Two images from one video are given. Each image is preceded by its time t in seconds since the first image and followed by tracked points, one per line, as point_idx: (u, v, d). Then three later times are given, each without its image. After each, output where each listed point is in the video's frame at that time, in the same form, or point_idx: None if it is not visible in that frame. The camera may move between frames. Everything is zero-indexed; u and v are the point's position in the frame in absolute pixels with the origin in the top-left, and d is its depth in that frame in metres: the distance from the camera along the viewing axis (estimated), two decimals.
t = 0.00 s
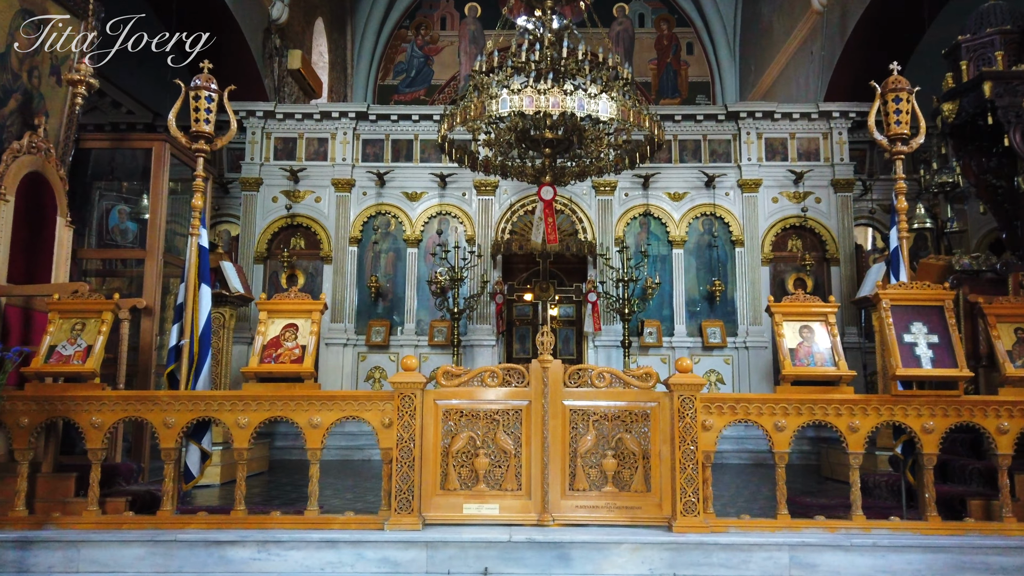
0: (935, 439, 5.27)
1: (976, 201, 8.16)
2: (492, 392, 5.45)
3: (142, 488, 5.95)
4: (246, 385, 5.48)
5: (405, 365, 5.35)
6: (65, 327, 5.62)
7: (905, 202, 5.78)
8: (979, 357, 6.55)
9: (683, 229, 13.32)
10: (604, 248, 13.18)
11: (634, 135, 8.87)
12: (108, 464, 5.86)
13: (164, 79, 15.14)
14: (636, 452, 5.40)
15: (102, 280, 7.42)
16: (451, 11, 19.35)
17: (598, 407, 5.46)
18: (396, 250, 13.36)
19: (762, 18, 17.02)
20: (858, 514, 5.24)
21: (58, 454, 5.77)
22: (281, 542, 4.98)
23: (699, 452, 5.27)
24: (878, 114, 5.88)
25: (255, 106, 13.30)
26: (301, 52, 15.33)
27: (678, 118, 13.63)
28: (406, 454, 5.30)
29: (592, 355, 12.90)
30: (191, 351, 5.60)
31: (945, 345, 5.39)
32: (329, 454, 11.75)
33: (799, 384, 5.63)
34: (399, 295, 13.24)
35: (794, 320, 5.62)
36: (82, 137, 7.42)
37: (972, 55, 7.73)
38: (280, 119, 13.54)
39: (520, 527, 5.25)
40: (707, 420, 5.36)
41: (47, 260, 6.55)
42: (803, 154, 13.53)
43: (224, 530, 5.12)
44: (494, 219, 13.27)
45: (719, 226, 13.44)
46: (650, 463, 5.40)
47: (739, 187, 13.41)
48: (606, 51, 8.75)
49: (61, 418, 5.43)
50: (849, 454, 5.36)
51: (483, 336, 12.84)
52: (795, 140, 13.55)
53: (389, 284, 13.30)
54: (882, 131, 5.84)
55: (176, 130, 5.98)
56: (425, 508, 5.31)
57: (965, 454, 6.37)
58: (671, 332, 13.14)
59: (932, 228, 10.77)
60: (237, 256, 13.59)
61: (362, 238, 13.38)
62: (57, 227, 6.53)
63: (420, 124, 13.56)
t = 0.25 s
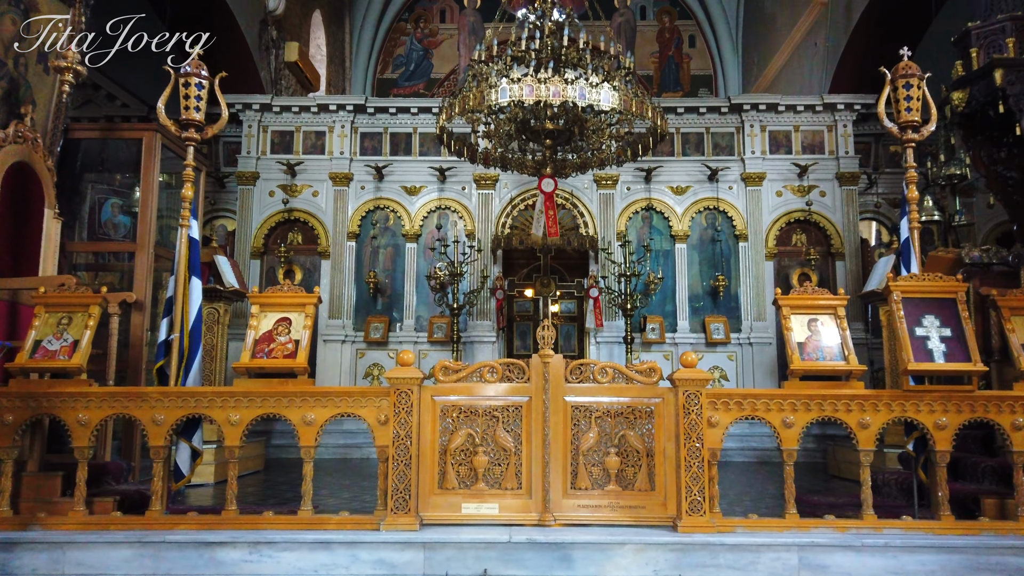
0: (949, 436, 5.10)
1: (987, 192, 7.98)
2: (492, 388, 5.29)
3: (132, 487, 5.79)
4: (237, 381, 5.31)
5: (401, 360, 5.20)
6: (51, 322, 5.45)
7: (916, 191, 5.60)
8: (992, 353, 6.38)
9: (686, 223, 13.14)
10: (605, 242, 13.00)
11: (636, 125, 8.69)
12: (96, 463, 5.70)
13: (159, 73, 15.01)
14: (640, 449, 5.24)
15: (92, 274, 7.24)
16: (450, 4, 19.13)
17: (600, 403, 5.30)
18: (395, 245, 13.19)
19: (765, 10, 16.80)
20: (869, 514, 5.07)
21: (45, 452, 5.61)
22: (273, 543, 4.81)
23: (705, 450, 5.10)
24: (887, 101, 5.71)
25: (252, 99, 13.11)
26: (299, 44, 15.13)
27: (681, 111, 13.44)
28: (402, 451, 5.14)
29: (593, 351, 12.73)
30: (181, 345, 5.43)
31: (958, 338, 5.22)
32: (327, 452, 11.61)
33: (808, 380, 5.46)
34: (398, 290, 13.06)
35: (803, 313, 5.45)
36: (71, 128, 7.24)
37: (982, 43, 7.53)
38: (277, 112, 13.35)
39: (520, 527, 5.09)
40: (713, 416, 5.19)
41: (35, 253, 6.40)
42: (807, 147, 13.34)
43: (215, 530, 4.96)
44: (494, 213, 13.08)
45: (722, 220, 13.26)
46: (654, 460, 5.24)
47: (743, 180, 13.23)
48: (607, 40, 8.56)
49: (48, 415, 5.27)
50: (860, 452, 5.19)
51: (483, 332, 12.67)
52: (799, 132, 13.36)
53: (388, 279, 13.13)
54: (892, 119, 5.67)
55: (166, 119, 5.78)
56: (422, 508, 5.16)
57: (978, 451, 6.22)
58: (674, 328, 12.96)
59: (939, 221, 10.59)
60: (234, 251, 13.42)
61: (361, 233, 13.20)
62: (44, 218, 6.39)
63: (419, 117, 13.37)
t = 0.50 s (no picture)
0: (962, 434, 4.94)
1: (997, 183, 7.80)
2: (491, 384, 5.13)
3: (120, 487, 5.62)
4: (228, 378, 5.14)
5: (397, 355, 5.03)
6: (35, 317, 5.28)
7: (928, 180, 5.43)
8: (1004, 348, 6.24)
9: (688, 218, 12.97)
10: (606, 237, 12.83)
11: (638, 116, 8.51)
12: (83, 463, 5.54)
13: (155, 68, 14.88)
14: (644, 448, 5.08)
15: (83, 268, 7.06)
16: None
17: (602, 399, 5.14)
18: (393, 240, 13.02)
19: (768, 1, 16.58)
20: (880, 514, 4.91)
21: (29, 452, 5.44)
22: (264, 545, 4.65)
23: (711, 448, 4.94)
24: (899, 88, 5.54)
25: (248, 92, 12.92)
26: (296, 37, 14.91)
27: (683, 104, 13.25)
28: (398, 450, 4.98)
29: (594, 347, 12.58)
30: (170, 341, 5.26)
31: (972, 333, 5.05)
32: (325, 449, 11.47)
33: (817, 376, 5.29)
34: (397, 286, 12.90)
35: (811, 307, 5.29)
36: (59, 117, 7.09)
37: (994, 29, 7.44)
38: (274, 106, 13.17)
39: (521, 528, 4.94)
40: (718, 413, 5.03)
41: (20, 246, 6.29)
42: (810, 140, 13.16)
43: (204, 532, 4.80)
44: (493, 208, 12.91)
45: (724, 214, 13.09)
46: (658, 459, 5.08)
47: (745, 174, 13.05)
48: (609, 28, 8.37)
49: (32, 413, 5.10)
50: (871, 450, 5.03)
51: (483, 328, 12.51)
52: (802, 126, 13.17)
53: (386, 275, 12.96)
54: (903, 106, 5.50)
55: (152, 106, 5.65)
56: (419, 508, 5.00)
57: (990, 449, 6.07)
58: (676, 323, 12.80)
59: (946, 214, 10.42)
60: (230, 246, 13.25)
61: (359, 228, 13.03)
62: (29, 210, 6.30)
63: (417, 110, 13.18)
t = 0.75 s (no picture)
0: (976, 432, 4.78)
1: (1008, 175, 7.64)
2: (492, 382, 4.98)
3: (109, 488, 5.48)
4: (219, 376, 4.99)
5: (393, 352, 4.88)
6: (19, 313, 5.13)
7: (941, 171, 5.26)
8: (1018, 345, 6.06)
9: (690, 212, 12.80)
10: (608, 231, 12.66)
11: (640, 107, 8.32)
12: (72, 463, 5.40)
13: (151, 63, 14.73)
14: (647, 447, 4.93)
15: (75, 263, 6.88)
16: None
17: (605, 397, 4.99)
18: (393, 234, 12.85)
19: None
20: (892, 515, 4.75)
21: (15, 451, 5.29)
22: (256, 548, 4.50)
23: (717, 448, 4.79)
24: (910, 77, 5.37)
25: (245, 85, 12.74)
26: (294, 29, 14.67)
27: (686, 96, 13.05)
28: (395, 450, 4.83)
29: (596, 343, 12.43)
30: (159, 338, 5.11)
31: (986, 328, 4.89)
32: (323, 446, 11.34)
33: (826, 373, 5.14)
34: (396, 282, 12.73)
35: (820, 303, 5.14)
36: (47, 108, 6.91)
37: (1006, 18, 7.32)
38: (271, 99, 12.99)
39: (521, 530, 4.79)
40: (725, 412, 4.88)
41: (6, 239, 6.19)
42: (815, 133, 12.98)
43: (194, 534, 4.65)
44: (493, 202, 12.73)
45: (728, 208, 12.92)
46: (662, 458, 4.93)
47: (749, 168, 12.88)
48: (611, 18, 8.17)
49: (17, 413, 4.95)
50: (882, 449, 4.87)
51: (483, 323, 12.34)
52: (807, 119, 12.99)
53: (386, 270, 12.79)
54: (915, 96, 5.32)
55: (138, 95, 5.50)
56: (416, 510, 4.85)
57: (1002, 447, 5.92)
58: (678, 319, 12.64)
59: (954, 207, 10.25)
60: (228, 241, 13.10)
61: (358, 223, 12.86)
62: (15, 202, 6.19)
63: (417, 104, 13.01)
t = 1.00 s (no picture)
0: (992, 432, 4.63)
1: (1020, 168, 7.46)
2: (491, 380, 4.84)
3: (99, 490, 5.34)
4: (210, 374, 4.84)
5: (390, 350, 4.73)
6: (5, 310, 4.98)
7: (954, 163, 5.09)
8: None
9: (694, 208, 12.64)
10: (610, 227, 12.50)
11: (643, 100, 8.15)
12: (60, 464, 5.26)
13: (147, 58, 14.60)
14: (652, 447, 4.78)
15: (65, 259, 6.74)
16: None
17: (608, 396, 4.84)
18: (392, 231, 12.69)
19: None
20: (905, 518, 4.60)
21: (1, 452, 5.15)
22: (248, 553, 4.35)
23: (724, 448, 4.64)
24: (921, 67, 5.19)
25: (242, 79, 12.58)
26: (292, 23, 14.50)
27: (689, 91, 12.88)
28: (392, 451, 4.68)
29: (599, 341, 12.27)
30: (149, 335, 4.96)
31: (1002, 324, 4.73)
32: (322, 446, 11.21)
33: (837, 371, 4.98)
34: (396, 279, 12.58)
35: (830, 298, 4.97)
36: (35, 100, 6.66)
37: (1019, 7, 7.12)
38: (268, 94, 12.83)
39: (522, 533, 4.65)
40: (732, 411, 4.72)
41: None
42: (820, 128, 12.80)
43: (184, 538, 4.50)
44: (494, 198, 12.57)
45: (731, 204, 12.75)
46: (667, 459, 4.78)
47: (753, 163, 12.71)
48: (614, 8, 7.99)
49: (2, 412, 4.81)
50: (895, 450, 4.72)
51: (484, 321, 12.18)
52: (811, 113, 12.81)
53: (385, 267, 12.64)
54: (926, 86, 5.14)
55: (127, 85, 5.35)
56: (413, 513, 4.70)
57: (1018, 447, 5.76)
58: (682, 316, 12.48)
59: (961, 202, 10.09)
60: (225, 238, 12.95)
61: (356, 219, 12.71)
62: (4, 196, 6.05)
63: (416, 98, 12.85)
